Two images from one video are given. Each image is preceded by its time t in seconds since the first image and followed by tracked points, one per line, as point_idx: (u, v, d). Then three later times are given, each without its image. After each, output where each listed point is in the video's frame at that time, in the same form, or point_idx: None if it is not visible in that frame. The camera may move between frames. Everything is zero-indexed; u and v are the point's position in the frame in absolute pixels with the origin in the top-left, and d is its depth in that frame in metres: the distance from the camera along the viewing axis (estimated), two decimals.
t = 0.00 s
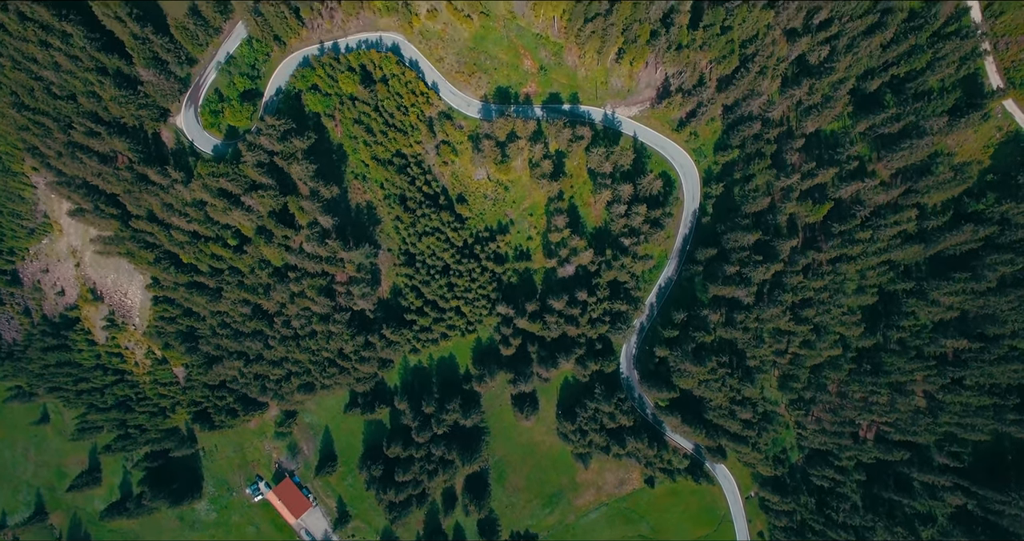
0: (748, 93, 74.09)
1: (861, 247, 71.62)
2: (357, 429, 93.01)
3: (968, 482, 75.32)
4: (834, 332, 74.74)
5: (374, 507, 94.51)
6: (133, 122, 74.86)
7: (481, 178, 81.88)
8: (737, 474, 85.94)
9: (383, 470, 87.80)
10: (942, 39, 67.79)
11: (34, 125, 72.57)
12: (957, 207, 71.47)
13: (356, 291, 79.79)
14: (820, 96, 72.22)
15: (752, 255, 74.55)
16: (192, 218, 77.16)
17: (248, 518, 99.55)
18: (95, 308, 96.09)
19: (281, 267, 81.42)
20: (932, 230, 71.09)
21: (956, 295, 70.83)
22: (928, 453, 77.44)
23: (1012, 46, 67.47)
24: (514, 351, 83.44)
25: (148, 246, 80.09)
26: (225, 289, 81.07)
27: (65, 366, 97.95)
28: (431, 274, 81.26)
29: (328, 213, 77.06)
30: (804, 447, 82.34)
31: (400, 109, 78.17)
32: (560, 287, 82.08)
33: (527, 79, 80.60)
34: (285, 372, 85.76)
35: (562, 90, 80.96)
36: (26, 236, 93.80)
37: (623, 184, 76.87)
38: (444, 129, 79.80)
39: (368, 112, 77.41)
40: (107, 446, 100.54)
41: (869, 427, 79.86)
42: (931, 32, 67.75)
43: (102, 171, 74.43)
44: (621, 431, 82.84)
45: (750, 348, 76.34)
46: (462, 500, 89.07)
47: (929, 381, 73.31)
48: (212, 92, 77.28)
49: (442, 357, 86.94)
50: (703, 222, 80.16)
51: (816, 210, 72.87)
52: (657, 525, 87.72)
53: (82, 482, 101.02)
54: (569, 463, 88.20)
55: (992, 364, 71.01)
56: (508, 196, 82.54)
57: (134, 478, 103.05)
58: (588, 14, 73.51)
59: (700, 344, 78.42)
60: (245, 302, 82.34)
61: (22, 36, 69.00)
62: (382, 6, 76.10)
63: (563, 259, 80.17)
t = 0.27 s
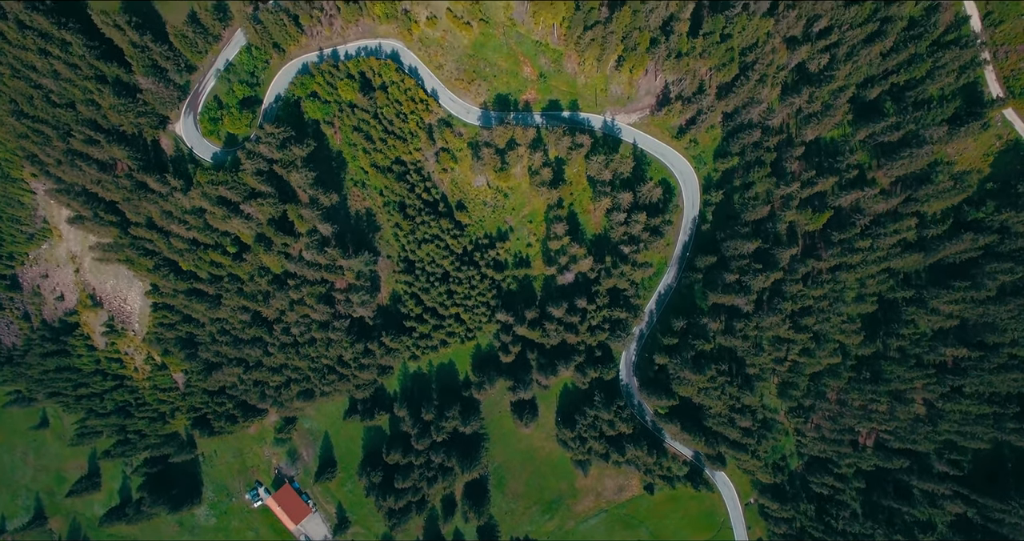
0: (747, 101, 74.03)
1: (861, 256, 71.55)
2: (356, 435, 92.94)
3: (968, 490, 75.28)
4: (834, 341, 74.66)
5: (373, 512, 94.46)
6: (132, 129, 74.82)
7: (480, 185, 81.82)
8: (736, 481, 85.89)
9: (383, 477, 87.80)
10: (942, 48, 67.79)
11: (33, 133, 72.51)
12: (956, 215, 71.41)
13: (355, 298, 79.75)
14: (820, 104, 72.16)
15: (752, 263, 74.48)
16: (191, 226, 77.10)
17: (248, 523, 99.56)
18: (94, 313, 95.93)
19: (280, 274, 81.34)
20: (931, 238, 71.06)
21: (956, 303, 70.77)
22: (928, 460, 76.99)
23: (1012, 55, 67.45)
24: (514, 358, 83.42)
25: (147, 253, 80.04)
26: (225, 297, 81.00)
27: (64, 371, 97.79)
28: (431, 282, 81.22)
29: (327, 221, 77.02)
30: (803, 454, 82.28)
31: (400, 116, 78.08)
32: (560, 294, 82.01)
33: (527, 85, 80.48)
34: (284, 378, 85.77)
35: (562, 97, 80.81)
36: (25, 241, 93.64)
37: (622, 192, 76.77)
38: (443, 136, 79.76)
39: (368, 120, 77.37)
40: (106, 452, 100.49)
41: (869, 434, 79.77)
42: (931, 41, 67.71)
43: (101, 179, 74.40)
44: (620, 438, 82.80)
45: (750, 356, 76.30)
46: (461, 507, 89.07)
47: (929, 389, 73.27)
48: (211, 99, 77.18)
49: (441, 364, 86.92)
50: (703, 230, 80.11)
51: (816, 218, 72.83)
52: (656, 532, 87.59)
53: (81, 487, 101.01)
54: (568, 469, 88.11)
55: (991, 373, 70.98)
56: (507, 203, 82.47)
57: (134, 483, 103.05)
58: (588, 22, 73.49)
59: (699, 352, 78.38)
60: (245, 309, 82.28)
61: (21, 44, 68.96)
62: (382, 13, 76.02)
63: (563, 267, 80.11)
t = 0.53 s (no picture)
0: (747, 110, 73.98)
1: (860, 266, 71.48)
2: (355, 442, 92.86)
3: (968, 499, 75.27)
4: (833, 350, 74.62)
5: (373, 520, 94.32)
6: (132, 138, 74.80)
7: (480, 193, 81.76)
8: (735, 489, 85.68)
9: (382, 485, 87.75)
10: (941, 58, 67.81)
11: (33, 142, 72.44)
12: (956, 225, 71.37)
13: (354, 307, 79.70)
14: (820, 114, 72.09)
15: (751, 272, 74.40)
16: (190, 235, 77.06)
17: (247, 530, 99.55)
18: (94, 320, 95.83)
19: (279, 283, 81.24)
20: (931, 248, 71.01)
21: (956, 313, 70.69)
22: (928, 469, 77.05)
23: (1011, 65, 67.45)
24: (513, 367, 83.40)
25: (146, 261, 79.97)
26: (224, 305, 80.90)
27: (63, 377, 97.65)
28: (430, 290, 81.14)
29: (327, 230, 77.00)
30: (803, 462, 82.11)
31: (399, 124, 77.79)
32: (559, 302, 81.95)
33: (526, 94, 80.32)
34: (284, 387, 85.74)
35: (562, 105, 80.59)
36: (24, 247, 93.54)
37: (622, 201, 76.68)
38: (442, 145, 79.64)
39: (367, 128, 77.32)
40: (105, 458, 100.45)
41: (869, 443, 79.64)
42: (931, 51, 67.70)
43: (101, 188, 74.40)
44: (620, 446, 82.74)
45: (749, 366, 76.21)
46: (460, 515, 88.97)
47: (928, 399, 73.27)
48: (210, 108, 77.09)
49: (441, 372, 86.91)
50: (703, 238, 80.02)
51: (815, 228, 72.82)
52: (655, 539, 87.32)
53: (81, 493, 101.01)
54: (568, 477, 87.99)
55: (991, 383, 70.93)
56: (506, 211, 82.39)
57: (133, 489, 103.04)
58: (587, 32, 73.48)
59: (699, 361, 78.34)
60: (244, 318, 82.16)
61: (20, 54, 68.93)
62: (381, 22, 75.92)
63: (562, 276, 80.06)
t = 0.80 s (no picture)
0: (746, 120, 73.97)
1: (860, 276, 71.46)
2: (355, 449, 92.83)
3: (968, 508, 75.04)
4: (832, 360, 74.59)
5: (372, 527, 94.21)
6: (131, 148, 74.75)
7: (479, 202, 81.68)
8: (734, 497, 85.44)
9: (382, 493, 87.70)
10: (941, 68, 67.79)
11: (31, 151, 72.28)
12: (955, 234, 71.37)
13: (353, 316, 79.65)
14: (820, 124, 72.04)
15: (750, 282, 74.38)
16: (189, 244, 77.02)
17: (247, 536, 99.54)
18: (93, 327, 95.65)
19: (279, 291, 81.19)
20: (930, 258, 71.00)
21: (955, 323, 70.70)
22: (927, 478, 76.96)
23: (1011, 76, 67.45)
24: (513, 376, 83.40)
25: (146, 270, 79.90)
26: (223, 313, 80.79)
27: (62, 384, 97.45)
28: (429, 298, 81.15)
29: (326, 239, 77.00)
30: (802, 471, 81.97)
31: (398, 133, 78.11)
32: (558, 311, 81.93)
33: (526, 102, 80.22)
34: (283, 395, 85.75)
35: (561, 114, 80.48)
36: (24, 253, 93.34)
37: (621, 210, 76.60)
38: (441, 153, 79.60)
39: (366, 137, 77.26)
40: (104, 464, 100.38)
41: (869, 451, 79.43)
42: (931, 62, 67.69)
43: (100, 197, 74.36)
44: (619, 455, 82.70)
45: (748, 375, 76.18)
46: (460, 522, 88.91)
47: (927, 408, 73.25)
48: (209, 117, 77.03)
49: (440, 380, 86.93)
50: (702, 247, 80.00)
51: (815, 238, 72.79)
52: None
53: (80, 499, 100.94)
54: (567, 485, 87.86)
55: (990, 393, 70.95)
56: (506, 220, 82.31)
57: (133, 495, 102.99)
58: (587, 41, 73.45)
59: (698, 370, 78.33)
60: (243, 326, 82.01)
61: (19, 64, 68.75)
62: (380, 31, 75.81)
63: (561, 284, 80.05)
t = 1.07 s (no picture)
0: (746, 128, 73.92)
1: (859, 285, 71.47)
2: (354, 455, 92.81)
3: (968, 516, 74.93)
4: (832, 368, 74.60)
5: (372, 533, 94.07)
6: (130, 156, 74.75)
7: (478, 209, 81.63)
8: (733, 504, 85.21)
9: (381, 499, 87.71)
10: (940, 77, 67.80)
11: (30, 159, 72.22)
12: (954, 242, 71.38)
13: (353, 324, 79.63)
14: (819, 132, 72.04)
15: (750, 290, 74.37)
16: (189, 252, 77.00)
17: None
18: (92, 333, 95.59)
19: (278, 299, 81.14)
20: (930, 267, 71.00)
21: (954, 332, 70.69)
22: (927, 485, 76.49)
23: (1010, 85, 67.43)
24: (512, 383, 83.39)
25: (145, 277, 79.85)
26: (222, 321, 80.76)
27: (61, 389, 97.27)
28: (429, 306, 81.13)
29: (325, 247, 77.01)
30: (801, 478, 81.80)
31: (397, 140, 78.14)
32: (558, 318, 81.93)
33: (525, 110, 80.15)
34: (283, 401, 85.77)
35: (561, 121, 80.40)
36: (23, 258, 93.27)
37: (621, 218, 76.59)
38: (441, 161, 79.58)
39: (366, 145, 77.19)
40: (104, 470, 100.31)
41: (868, 459, 79.28)
42: (930, 71, 67.70)
43: (99, 205, 74.36)
44: (619, 462, 82.64)
45: (748, 383, 76.14)
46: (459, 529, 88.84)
47: (927, 416, 73.22)
48: (208, 124, 76.96)
49: (440, 387, 86.97)
50: (702, 254, 79.97)
51: (814, 247, 72.78)
52: None
53: (79, 504, 100.87)
54: (566, 492, 87.65)
55: (990, 402, 70.91)
56: (505, 227, 82.27)
57: (132, 500, 102.99)
58: (586, 49, 73.40)
59: (697, 378, 78.29)
60: (242, 333, 82.00)
61: (18, 73, 68.73)
62: (379, 39, 75.70)
63: (561, 292, 80.05)
